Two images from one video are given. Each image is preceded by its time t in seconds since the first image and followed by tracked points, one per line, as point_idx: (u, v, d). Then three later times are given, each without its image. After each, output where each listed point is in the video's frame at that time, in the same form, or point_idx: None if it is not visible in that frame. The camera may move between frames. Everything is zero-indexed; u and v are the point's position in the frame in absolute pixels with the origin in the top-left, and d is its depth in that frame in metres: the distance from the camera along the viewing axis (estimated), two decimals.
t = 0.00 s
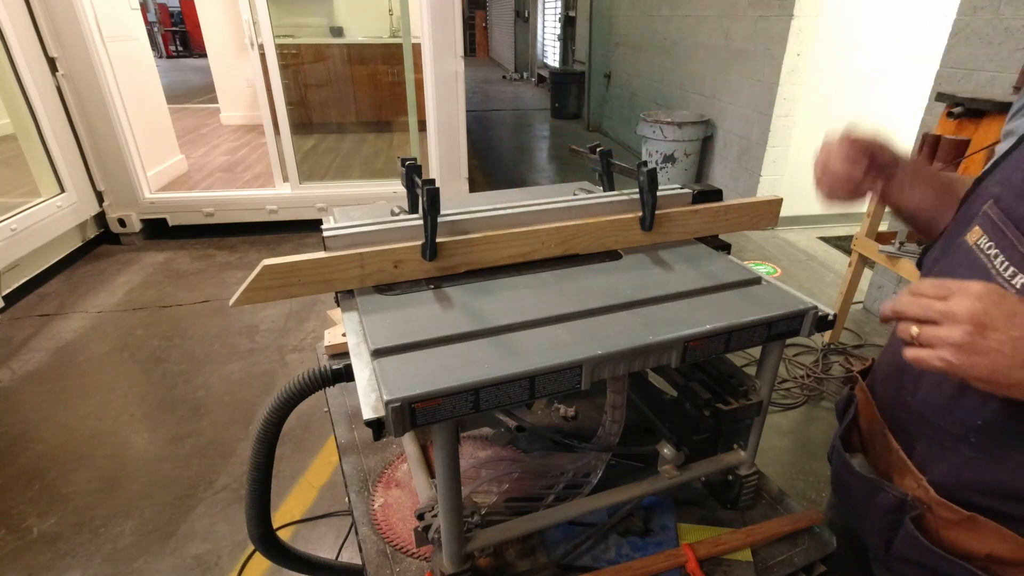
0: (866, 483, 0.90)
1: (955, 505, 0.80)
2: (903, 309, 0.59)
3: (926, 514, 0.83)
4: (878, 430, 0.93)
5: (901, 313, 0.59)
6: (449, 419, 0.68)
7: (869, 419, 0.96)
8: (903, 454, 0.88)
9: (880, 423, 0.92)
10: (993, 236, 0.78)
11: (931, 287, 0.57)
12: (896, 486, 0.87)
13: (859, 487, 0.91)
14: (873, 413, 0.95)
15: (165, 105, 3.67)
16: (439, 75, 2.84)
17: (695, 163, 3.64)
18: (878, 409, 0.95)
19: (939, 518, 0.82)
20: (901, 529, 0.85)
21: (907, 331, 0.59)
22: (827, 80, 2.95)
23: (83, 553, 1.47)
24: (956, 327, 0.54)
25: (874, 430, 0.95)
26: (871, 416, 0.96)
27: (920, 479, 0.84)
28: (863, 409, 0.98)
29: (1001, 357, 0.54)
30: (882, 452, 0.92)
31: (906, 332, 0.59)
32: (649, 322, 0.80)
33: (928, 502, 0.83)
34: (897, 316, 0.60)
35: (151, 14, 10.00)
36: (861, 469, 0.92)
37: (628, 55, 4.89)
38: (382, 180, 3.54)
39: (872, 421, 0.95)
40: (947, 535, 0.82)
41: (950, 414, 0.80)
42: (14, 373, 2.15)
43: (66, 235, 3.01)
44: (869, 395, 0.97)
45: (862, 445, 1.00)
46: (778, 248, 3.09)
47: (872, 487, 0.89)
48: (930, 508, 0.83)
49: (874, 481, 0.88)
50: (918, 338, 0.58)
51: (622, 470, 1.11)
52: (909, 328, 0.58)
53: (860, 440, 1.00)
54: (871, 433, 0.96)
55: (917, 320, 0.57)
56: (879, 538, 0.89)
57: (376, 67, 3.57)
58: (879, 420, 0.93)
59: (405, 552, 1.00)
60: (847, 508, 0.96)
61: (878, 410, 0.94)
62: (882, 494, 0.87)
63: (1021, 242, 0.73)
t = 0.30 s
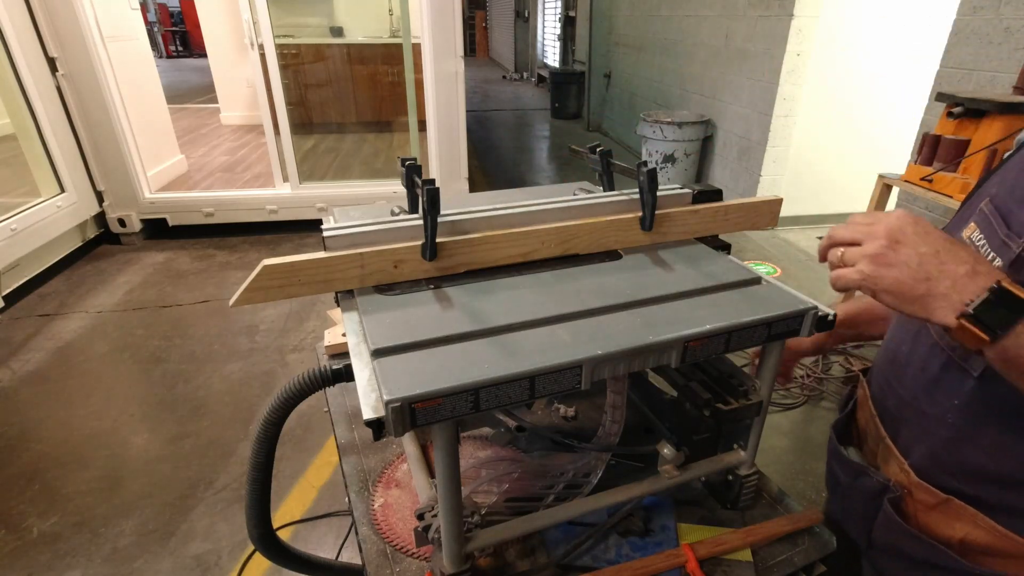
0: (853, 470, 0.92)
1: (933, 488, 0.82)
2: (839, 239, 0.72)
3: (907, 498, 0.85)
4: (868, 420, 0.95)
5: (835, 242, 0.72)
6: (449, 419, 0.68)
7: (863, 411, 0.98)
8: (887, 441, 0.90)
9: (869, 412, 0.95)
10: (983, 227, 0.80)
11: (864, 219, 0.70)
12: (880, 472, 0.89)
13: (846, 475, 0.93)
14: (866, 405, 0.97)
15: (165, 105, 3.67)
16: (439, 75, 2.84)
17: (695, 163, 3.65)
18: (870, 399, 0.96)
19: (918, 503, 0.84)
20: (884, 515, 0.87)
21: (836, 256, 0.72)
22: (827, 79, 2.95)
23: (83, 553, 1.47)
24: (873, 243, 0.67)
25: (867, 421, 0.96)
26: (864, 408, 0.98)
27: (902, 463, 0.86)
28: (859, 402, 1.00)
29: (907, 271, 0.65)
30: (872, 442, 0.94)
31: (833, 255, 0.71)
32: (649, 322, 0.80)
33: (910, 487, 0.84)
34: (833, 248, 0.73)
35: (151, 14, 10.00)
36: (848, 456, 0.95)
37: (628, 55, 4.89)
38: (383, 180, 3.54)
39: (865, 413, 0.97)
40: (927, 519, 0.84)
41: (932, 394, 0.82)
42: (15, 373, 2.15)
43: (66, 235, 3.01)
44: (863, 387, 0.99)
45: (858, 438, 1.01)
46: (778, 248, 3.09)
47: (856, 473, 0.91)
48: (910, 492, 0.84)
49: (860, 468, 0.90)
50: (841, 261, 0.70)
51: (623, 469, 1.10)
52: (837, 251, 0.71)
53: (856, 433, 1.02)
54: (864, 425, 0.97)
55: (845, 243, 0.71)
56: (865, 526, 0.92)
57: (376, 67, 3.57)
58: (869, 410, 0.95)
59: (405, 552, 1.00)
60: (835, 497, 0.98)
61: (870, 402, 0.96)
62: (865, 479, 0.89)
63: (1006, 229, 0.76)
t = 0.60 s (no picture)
0: (854, 474, 0.91)
1: (940, 491, 0.81)
2: (845, 253, 0.70)
3: (913, 501, 0.84)
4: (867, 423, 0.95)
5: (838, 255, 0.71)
6: (449, 419, 0.68)
7: (860, 415, 0.98)
8: (890, 444, 0.89)
9: (869, 415, 0.94)
10: (979, 226, 0.81)
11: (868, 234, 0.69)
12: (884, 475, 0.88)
13: (848, 479, 0.93)
14: (863, 408, 0.96)
15: (165, 105, 3.67)
16: (439, 75, 2.84)
17: (695, 163, 3.65)
18: (869, 402, 0.96)
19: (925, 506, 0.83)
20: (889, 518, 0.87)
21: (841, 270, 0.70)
22: (827, 80, 2.95)
23: (82, 553, 1.47)
24: (882, 257, 0.66)
25: (865, 425, 0.96)
26: (861, 411, 0.98)
27: (907, 466, 0.85)
28: (856, 406, 0.99)
29: (920, 283, 0.64)
30: (871, 445, 0.94)
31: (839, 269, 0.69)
32: (649, 322, 0.80)
33: (915, 489, 0.84)
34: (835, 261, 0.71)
35: (151, 14, 10.00)
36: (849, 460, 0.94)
37: (628, 55, 4.90)
38: (383, 180, 3.54)
39: (863, 416, 0.97)
40: (935, 522, 0.83)
41: (934, 394, 0.81)
42: (15, 373, 2.15)
43: (66, 236, 3.01)
44: (860, 390, 0.99)
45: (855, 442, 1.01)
46: (778, 248, 3.09)
47: (859, 477, 0.90)
48: (916, 495, 0.84)
49: (862, 471, 0.90)
50: (848, 276, 0.69)
51: (623, 470, 1.09)
52: (842, 265, 0.69)
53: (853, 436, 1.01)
54: (862, 429, 0.97)
55: (850, 256, 0.69)
56: (867, 529, 0.91)
57: (376, 67, 3.57)
58: (869, 413, 0.94)
59: (405, 552, 1.00)
60: (835, 498, 0.98)
61: (869, 405, 0.96)
62: (869, 483, 0.88)
63: (1005, 227, 0.76)
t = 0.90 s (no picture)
0: (869, 489, 0.91)
1: (967, 504, 0.81)
2: (872, 291, 0.71)
3: (936, 515, 0.83)
4: (876, 434, 0.94)
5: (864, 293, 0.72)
6: (449, 419, 0.68)
7: (864, 426, 0.97)
8: (904, 456, 0.88)
9: (877, 426, 0.93)
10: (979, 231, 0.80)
11: (894, 272, 0.70)
12: (901, 489, 0.87)
13: (863, 493, 0.92)
14: (868, 418, 0.96)
15: (165, 105, 3.67)
16: (439, 75, 2.84)
17: (695, 163, 3.65)
18: (874, 412, 0.96)
19: (948, 518, 0.83)
20: (911, 533, 0.86)
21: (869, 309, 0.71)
22: (827, 80, 2.95)
23: (83, 553, 1.47)
24: (912, 296, 0.67)
25: (871, 435, 0.96)
26: (865, 421, 0.97)
27: (928, 480, 0.84)
28: (857, 415, 0.99)
29: (958, 320, 0.65)
30: (880, 456, 0.93)
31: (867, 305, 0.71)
32: (649, 322, 0.80)
33: (938, 504, 0.83)
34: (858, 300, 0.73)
35: (151, 14, 10.00)
36: (861, 472, 0.93)
37: (628, 55, 4.90)
38: (383, 180, 3.54)
39: (868, 427, 0.96)
40: (959, 535, 0.83)
41: (950, 406, 0.81)
42: (15, 373, 2.15)
43: (66, 236, 3.01)
44: (862, 400, 0.98)
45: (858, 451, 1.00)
46: (779, 248, 3.09)
47: (877, 492, 0.89)
48: (939, 508, 0.83)
49: (879, 486, 0.88)
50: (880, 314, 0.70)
51: (623, 470, 1.09)
52: (871, 303, 0.71)
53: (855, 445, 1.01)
54: (867, 440, 0.97)
55: (880, 295, 0.70)
56: (884, 545, 0.90)
57: (376, 67, 3.57)
58: (876, 423, 0.94)
59: (405, 552, 1.00)
60: (846, 512, 0.97)
61: (874, 416, 0.95)
62: (887, 498, 0.87)
63: (1013, 234, 0.76)
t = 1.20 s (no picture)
0: (871, 490, 0.91)
1: (972, 503, 0.80)
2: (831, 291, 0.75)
3: (941, 514, 0.83)
4: (874, 435, 0.93)
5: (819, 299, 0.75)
6: (449, 419, 0.68)
7: (862, 426, 0.96)
8: (905, 456, 0.87)
9: (875, 427, 0.93)
10: (974, 231, 0.80)
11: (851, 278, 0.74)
12: (904, 489, 0.87)
13: (864, 494, 0.91)
14: (865, 419, 0.95)
15: (165, 105, 3.67)
16: (439, 75, 2.84)
17: (695, 163, 3.66)
18: (871, 413, 0.95)
19: (952, 516, 0.83)
20: (915, 533, 0.85)
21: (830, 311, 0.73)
22: (827, 80, 2.95)
23: (83, 553, 1.47)
24: (871, 294, 0.70)
25: (869, 435, 0.95)
26: (863, 421, 0.96)
27: (930, 479, 0.84)
28: (853, 416, 0.98)
29: (917, 311, 0.69)
30: (879, 456, 0.93)
31: (828, 305, 0.73)
32: (649, 322, 0.80)
33: (943, 502, 0.83)
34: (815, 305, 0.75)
35: (151, 14, 9.99)
36: (862, 473, 0.93)
37: (628, 54, 4.90)
38: (383, 180, 3.54)
39: (866, 428, 0.96)
40: (964, 533, 0.82)
41: (953, 407, 0.81)
42: (15, 373, 2.15)
43: (66, 236, 3.01)
44: (859, 401, 0.97)
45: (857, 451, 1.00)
46: (779, 248, 3.09)
47: (879, 493, 0.89)
48: (943, 507, 0.83)
49: (881, 487, 0.88)
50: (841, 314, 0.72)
51: (623, 470, 1.09)
52: (832, 301, 0.73)
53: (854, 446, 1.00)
54: (865, 440, 0.96)
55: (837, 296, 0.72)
56: (888, 546, 0.90)
57: (376, 67, 3.58)
58: (874, 424, 0.93)
59: (405, 552, 1.00)
60: (847, 513, 0.97)
61: (871, 416, 0.94)
62: (890, 499, 0.87)
63: (1008, 233, 0.76)
